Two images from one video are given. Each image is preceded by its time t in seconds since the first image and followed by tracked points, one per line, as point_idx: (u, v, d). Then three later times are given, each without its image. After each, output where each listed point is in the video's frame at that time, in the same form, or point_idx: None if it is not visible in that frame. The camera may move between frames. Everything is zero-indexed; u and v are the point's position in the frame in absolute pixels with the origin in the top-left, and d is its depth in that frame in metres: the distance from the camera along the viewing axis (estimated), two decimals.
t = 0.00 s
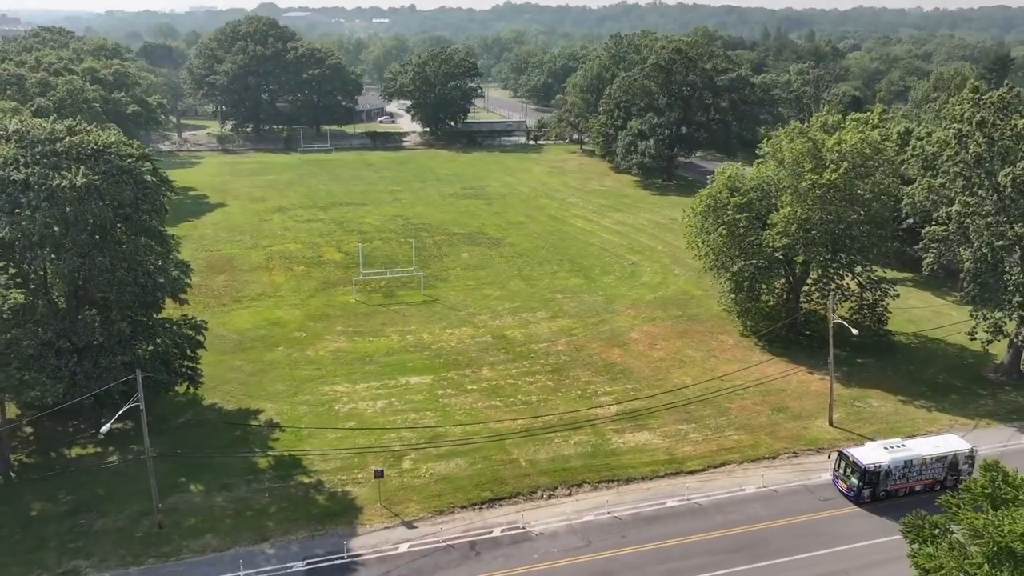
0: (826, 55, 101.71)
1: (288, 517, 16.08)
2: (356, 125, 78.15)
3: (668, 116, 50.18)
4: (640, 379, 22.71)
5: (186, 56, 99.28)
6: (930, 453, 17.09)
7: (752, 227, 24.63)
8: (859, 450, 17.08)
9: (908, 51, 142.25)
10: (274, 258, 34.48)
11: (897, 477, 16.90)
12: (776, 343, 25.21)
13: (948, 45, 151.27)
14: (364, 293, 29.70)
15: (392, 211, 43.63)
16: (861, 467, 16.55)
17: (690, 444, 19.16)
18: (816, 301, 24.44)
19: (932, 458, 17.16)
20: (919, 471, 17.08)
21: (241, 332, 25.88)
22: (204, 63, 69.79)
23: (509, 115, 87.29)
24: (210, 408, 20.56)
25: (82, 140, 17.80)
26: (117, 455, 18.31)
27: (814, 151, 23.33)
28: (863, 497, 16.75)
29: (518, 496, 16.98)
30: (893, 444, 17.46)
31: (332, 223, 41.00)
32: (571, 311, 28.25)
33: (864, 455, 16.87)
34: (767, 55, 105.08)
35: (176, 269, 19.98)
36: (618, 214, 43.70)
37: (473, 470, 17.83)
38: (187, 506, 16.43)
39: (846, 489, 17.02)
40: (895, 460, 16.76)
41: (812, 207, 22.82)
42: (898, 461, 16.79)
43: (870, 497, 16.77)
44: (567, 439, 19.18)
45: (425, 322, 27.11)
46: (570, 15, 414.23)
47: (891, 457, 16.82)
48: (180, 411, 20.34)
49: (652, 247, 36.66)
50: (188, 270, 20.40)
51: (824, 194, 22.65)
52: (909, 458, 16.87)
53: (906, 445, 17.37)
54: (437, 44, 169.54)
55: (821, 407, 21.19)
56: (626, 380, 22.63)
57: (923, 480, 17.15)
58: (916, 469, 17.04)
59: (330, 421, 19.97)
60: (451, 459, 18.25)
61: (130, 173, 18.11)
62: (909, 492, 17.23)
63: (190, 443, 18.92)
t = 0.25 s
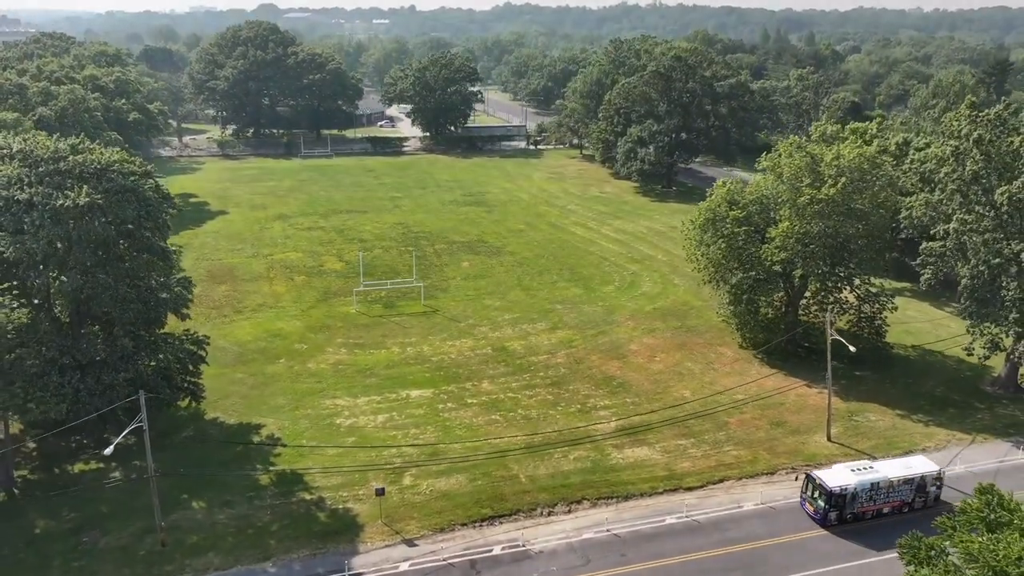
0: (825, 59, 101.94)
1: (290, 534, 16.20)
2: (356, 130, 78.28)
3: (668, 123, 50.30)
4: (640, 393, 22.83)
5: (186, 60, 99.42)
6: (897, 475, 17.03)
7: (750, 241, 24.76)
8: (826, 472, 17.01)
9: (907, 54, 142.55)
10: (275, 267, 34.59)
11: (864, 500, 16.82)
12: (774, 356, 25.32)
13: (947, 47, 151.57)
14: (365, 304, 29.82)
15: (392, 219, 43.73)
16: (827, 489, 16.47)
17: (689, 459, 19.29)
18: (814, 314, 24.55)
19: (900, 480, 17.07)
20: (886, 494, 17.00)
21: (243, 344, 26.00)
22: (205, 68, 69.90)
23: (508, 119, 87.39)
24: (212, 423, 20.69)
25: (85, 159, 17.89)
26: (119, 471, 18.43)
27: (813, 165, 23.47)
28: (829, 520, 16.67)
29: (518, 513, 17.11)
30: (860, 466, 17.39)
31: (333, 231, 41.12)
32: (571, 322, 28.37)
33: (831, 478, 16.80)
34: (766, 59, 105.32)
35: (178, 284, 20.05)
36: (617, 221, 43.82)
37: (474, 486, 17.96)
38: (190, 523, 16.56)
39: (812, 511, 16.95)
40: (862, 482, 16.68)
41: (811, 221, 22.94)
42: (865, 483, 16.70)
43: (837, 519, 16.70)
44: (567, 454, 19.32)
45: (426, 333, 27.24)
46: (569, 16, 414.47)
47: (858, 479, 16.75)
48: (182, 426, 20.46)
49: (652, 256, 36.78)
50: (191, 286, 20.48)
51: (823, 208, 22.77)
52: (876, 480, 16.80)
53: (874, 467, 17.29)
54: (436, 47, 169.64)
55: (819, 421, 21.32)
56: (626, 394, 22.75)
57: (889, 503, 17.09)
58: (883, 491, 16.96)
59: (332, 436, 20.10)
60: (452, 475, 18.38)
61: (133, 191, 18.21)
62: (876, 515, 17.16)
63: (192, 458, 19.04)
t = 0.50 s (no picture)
0: (824, 64, 102.19)
1: (294, 557, 16.34)
2: (357, 135, 78.42)
3: (667, 132, 50.47)
4: (638, 410, 22.99)
5: (187, 65, 99.57)
6: (859, 502, 16.93)
7: (749, 258, 24.90)
8: (787, 499, 16.94)
9: (906, 58, 142.89)
10: (276, 279, 34.74)
11: (826, 527, 16.74)
12: (773, 371, 25.48)
13: (946, 50, 151.87)
14: (366, 317, 29.99)
15: (392, 228, 43.87)
16: (788, 516, 16.39)
17: (688, 478, 19.45)
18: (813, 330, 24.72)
19: (862, 507, 16.97)
20: (848, 522, 16.88)
21: (244, 359, 26.15)
22: (206, 75, 70.08)
23: (508, 124, 87.58)
24: (214, 441, 20.86)
25: (90, 183, 18.10)
26: (123, 491, 18.59)
27: (810, 184, 23.67)
28: (791, 548, 16.56)
29: (519, 534, 17.29)
30: (824, 494, 17.30)
31: (333, 241, 41.27)
32: (571, 336, 28.53)
33: (791, 505, 16.73)
34: (766, 63, 105.56)
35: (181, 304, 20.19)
36: (617, 231, 43.97)
37: (474, 506, 18.14)
38: (193, 544, 16.71)
39: (774, 538, 16.88)
40: (823, 510, 16.60)
41: (808, 239, 23.11)
42: (827, 511, 16.62)
43: (799, 547, 16.60)
44: (567, 472, 19.50)
45: (426, 347, 27.38)
46: (569, 17, 414.76)
47: (820, 507, 16.68)
48: (184, 445, 20.61)
49: (651, 267, 36.94)
50: (193, 306, 20.61)
51: (820, 227, 22.95)
52: (838, 508, 16.71)
53: (836, 494, 17.21)
54: (436, 50, 169.75)
55: (817, 438, 21.49)
56: (625, 410, 22.93)
57: (852, 530, 16.95)
58: (846, 519, 16.86)
59: (334, 454, 20.28)
60: (453, 495, 18.55)
61: (136, 215, 18.42)
62: (839, 542, 17.03)
63: (195, 478, 19.20)
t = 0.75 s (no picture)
0: (824, 68, 102.34)
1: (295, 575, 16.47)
2: (357, 140, 78.53)
3: (667, 139, 50.63)
4: (638, 424, 23.12)
5: (188, 69, 99.71)
6: (826, 525, 16.87)
7: (748, 272, 25.04)
8: (754, 524, 16.92)
9: (905, 61, 143.12)
10: (277, 289, 34.87)
11: (792, 551, 16.69)
12: (772, 384, 25.61)
13: (946, 53, 152.10)
14: (367, 329, 30.13)
15: (393, 237, 43.98)
16: (753, 540, 16.36)
17: (687, 494, 19.59)
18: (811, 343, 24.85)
19: (829, 531, 16.90)
20: (815, 545, 16.82)
21: (246, 372, 26.27)
22: (206, 81, 70.21)
23: (508, 129, 87.70)
24: (216, 457, 20.98)
25: (93, 203, 18.27)
26: (126, 508, 18.71)
27: (809, 199, 23.81)
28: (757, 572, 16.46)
29: (519, 552, 17.41)
30: (790, 517, 17.26)
31: (334, 250, 41.39)
32: (571, 348, 28.67)
33: (758, 529, 16.72)
34: (766, 67, 105.68)
35: (185, 321, 20.31)
36: (617, 239, 44.09)
37: (475, 523, 18.27)
38: (195, 563, 16.84)
39: (740, 563, 16.76)
40: (789, 534, 16.58)
41: (807, 254, 23.23)
42: (793, 534, 16.61)
43: (764, 571, 16.52)
44: (567, 489, 19.64)
45: (426, 359, 27.52)
46: (569, 19, 414.94)
47: (785, 531, 16.67)
48: (186, 461, 20.74)
49: (651, 277, 37.08)
50: (196, 322, 20.72)
51: (819, 242, 23.07)
52: (804, 532, 16.70)
53: (802, 517, 17.18)
54: (436, 52, 169.82)
55: (815, 453, 21.63)
56: (624, 424, 23.07)
57: (818, 554, 16.90)
58: (812, 542, 16.80)
59: (335, 470, 20.43)
60: (453, 512, 18.68)
61: (140, 234, 18.58)
62: (805, 566, 16.96)
63: (197, 494, 19.33)
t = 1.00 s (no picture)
0: (823, 72, 102.54)
1: None
2: (357, 146, 78.70)
3: (667, 148, 50.85)
4: (637, 440, 23.27)
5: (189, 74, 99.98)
6: (787, 553, 16.73)
7: (747, 288, 25.18)
8: (715, 552, 16.82)
9: (904, 64, 143.32)
10: (278, 300, 35.02)
11: None
12: (770, 399, 25.75)
13: (946, 56, 152.34)
14: (368, 342, 30.30)
15: (393, 246, 44.12)
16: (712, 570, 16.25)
17: (686, 513, 19.74)
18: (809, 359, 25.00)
19: (790, 558, 16.76)
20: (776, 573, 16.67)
21: (247, 386, 26.44)
22: (207, 87, 70.40)
23: (508, 134, 87.87)
24: (218, 474, 21.13)
25: (97, 226, 18.52)
26: (129, 526, 18.86)
27: (808, 217, 23.99)
28: None
29: (519, 571, 17.57)
30: (751, 544, 17.11)
31: (335, 259, 41.55)
32: (571, 361, 28.82)
33: (718, 558, 16.61)
34: (766, 71, 105.85)
35: (188, 341, 20.47)
36: (616, 248, 44.25)
37: (475, 542, 18.43)
38: None
39: None
40: (749, 562, 16.46)
41: (805, 272, 23.39)
42: (753, 563, 16.47)
43: None
44: (566, 507, 19.80)
45: (427, 373, 27.68)
46: (570, 20, 415.17)
47: (745, 559, 16.55)
48: (188, 478, 20.89)
49: (650, 287, 37.24)
50: (198, 342, 20.87)
51: (817, 260, 23.22)
52: (764, 560, 16.54)
53: (763, 544, 17.03)
54: (436, 55, 169.98)
55: (812, 470, 21.78)
56: (623, 441, 23.22)
57: None
58: (774, 570, 16.66)
59: (336, 487, 20.59)
60: (453, 530, 18.84)
61: (143, 257, 18.81)
62: None
63: (199, 512, 19.47)
